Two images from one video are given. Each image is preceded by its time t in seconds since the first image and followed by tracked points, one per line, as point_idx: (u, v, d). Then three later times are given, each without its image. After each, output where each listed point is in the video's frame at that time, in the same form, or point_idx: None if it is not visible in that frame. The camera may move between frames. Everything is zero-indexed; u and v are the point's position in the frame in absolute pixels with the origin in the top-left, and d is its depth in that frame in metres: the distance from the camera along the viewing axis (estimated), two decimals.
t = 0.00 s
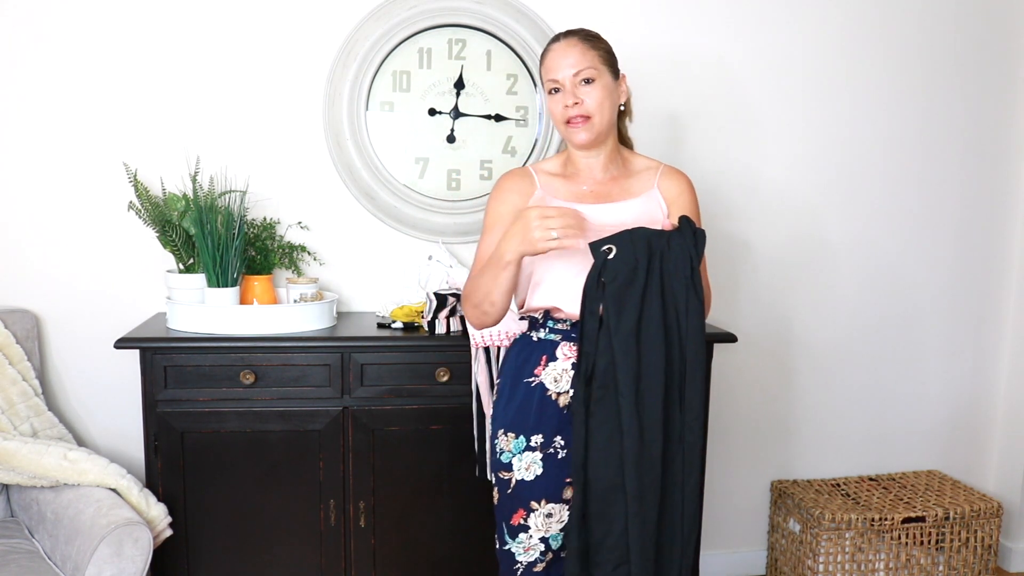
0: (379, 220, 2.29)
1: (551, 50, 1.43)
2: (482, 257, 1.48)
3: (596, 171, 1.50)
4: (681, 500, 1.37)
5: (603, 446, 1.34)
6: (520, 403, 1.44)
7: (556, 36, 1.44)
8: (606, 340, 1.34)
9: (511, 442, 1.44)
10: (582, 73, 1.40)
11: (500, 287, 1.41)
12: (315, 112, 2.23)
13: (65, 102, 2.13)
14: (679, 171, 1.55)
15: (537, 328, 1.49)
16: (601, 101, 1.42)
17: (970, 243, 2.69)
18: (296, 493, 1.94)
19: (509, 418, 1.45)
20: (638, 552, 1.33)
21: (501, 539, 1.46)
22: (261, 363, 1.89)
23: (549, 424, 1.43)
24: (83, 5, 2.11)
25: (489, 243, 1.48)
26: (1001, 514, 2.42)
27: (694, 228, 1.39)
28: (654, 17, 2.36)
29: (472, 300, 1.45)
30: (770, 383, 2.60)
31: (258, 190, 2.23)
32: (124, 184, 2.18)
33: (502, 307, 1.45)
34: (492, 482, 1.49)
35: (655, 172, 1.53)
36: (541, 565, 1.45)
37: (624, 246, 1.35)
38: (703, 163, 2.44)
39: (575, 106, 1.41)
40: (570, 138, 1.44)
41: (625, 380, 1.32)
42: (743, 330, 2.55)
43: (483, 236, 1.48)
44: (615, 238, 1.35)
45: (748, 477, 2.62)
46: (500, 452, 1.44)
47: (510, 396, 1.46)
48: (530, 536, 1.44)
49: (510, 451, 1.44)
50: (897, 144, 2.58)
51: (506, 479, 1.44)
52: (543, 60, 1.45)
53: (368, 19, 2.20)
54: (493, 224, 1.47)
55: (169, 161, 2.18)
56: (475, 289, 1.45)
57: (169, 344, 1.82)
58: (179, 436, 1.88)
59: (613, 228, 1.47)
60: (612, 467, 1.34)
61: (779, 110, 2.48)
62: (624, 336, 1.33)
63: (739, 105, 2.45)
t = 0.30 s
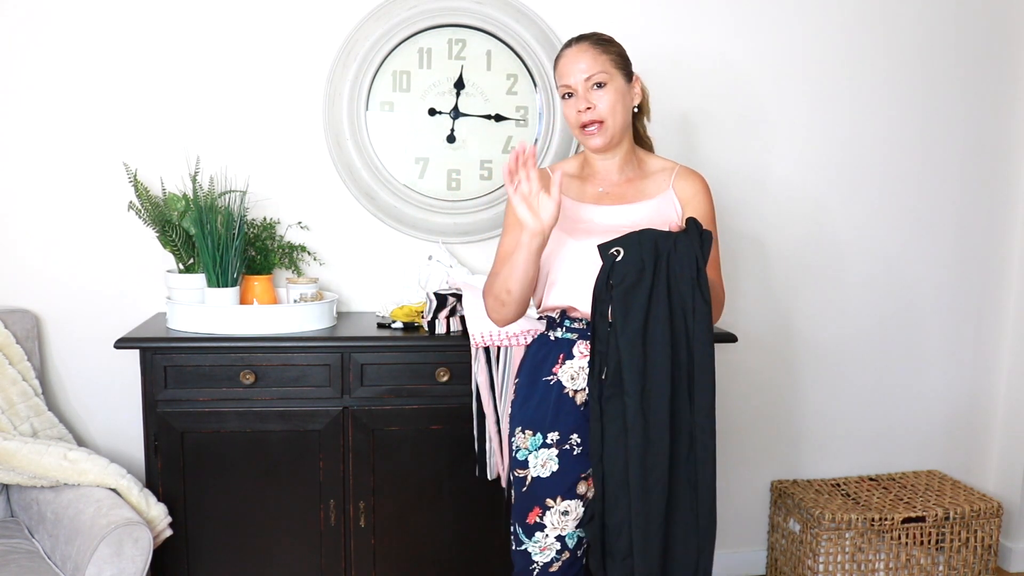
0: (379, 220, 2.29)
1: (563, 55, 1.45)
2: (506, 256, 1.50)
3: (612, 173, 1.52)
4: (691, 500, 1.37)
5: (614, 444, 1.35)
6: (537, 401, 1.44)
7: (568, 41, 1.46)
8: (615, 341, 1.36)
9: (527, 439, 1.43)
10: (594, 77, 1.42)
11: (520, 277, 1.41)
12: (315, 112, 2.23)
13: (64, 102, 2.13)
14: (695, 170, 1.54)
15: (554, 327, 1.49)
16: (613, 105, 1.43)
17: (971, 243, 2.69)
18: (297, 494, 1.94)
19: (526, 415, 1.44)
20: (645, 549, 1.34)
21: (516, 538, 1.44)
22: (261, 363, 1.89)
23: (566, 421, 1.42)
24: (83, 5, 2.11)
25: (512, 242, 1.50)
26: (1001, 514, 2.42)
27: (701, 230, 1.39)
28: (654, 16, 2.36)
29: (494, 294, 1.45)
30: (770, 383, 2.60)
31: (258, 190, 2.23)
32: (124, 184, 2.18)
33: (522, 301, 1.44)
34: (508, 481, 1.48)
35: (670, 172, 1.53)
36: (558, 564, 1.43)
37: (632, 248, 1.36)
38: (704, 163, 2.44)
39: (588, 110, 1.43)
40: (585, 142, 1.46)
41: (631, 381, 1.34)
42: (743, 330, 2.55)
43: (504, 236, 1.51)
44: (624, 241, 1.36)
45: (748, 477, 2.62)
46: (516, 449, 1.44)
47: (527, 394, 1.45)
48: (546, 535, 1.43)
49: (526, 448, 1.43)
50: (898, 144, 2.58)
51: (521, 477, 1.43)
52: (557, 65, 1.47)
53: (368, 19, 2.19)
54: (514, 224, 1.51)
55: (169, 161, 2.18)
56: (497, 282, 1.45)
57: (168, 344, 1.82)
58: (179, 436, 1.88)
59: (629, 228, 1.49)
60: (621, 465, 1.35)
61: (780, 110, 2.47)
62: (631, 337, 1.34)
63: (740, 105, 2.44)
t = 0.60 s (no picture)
0: (379, 220, 2.29)
1: (571, 56, 1.44)
2: (514, 272, 1.51)
3: (613, 175, 1.49)
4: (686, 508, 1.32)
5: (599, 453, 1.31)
6: (540, 399, 1.45)
7: (577, 42, 1.46)
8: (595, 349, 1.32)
9: (530, 437, 1.44)
10: (603, 78, 1.41)
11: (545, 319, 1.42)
12: (315, 112, 2.23)
13: (64, 102, 2.13)
14: (697, 172, 1.51)
15: (557, 326, 1.49)
16: (620, 107, 1.42)
17: (971, 244, 2.69)
18: (297, 494, 1.94)
19: (529, 413, 1.44)
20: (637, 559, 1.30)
21: (518, 536, 1.45)
22: (261, 363, 1.89)
23: (567, 418, 1.42)
24: (83, 5, 2.11)
25: (518, 254, 1.51)
26: (1001, 514, 2.42)
27: (678, 235, 1.33)
28: (654, 17, 2.36)
29: (513, 324, 1.45)
30: (770, 383, 2.60)
31: (258, 190, 2.23)
32: (124, 184, 2.18)
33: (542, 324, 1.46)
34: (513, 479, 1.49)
35: (671, 174, 1.50)
36: (559, 563, 1.43)
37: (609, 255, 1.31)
38: (704, 163, 2.44)
39: (596, 112, 1.42)
40: (589, 142, 1.44)
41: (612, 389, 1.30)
42: (743, 330, 2.55)
43: (511, 248, 1.52)
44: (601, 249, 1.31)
45: (748, 477, 2.62)
46: (519, 447, 1.44)
47: (531, 392, 1.46)
48: (548, 533, 1.43)
49: (529, 445, 1.43)
50: (898, 144, 2.58)
51: (524, 474, 1.44)
52: (563, 66, 1.46)
53: (368, 19, 2.19)
54: (520, 235, 1.51)
55: (169, 161, 2.18)
56: (516, 311, 1.44)
57: (168, 344, 1.82)
58: (179, 436, 1.88)
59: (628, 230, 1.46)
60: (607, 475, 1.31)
61: (780, 110, 2.48)
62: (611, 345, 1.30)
63: (740, 105, 2.45)
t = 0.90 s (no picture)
0: (379, 220, 2.29)
1: (567, 61, 1.42)
2: (505, 262, 1.47)
3: (609, 174, 1.49)
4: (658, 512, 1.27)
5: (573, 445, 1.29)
6: (530, 397, 1.44)
7: (572, 47, 1.43)
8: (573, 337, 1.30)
9: (520, 435, 1.44)
10: (601, 86, 1.40)
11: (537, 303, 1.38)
12: (315, 111, 2.23)
13: (65, 103, 2.13)
14: (689, 172, 1.53)
15: (549, 323, 1.48)
16: (618, 113, 1.41)
17: (971, 243, 2.69)
18: (297, 495, 1.95)
19: (519, 411, 1.44)
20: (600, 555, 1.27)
21: (508, 533, 1.44)
22: (261, 363, 1.89)
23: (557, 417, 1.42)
24: (83, 6, 2.11)
25: (510, 244, 1.47)
26: (1001, 514, 2.42)
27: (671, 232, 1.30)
28: (654, 16, 2.36)
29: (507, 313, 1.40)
30: (770, 383, 2.60)
31: (258, 190, 2.23)
32: (124, 184, 2.18)
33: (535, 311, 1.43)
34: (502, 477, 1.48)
35: (665, 173, 1.52)
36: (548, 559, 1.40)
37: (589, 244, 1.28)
38: (704, 164, 2.44)
39: (594, 120, 1.41)
40: (587, 147, 1.44)
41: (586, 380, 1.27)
42: (743, 330, 2.55)
43: (502, 239, 1.48)
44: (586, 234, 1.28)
45: (748, 477, 2.62)
46: (509, 445, 1.44)
47: (521, 390, 1.45)
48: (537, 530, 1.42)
49: (519, 444, 1.43)
50: (898, 143, 2.58)
51: (513, 473, 1.43)
52: (559, 71, 1.44)
53: (368, 19, 2.19)
54: (513, 226, 1.47)
55: (169, 161, 2.18)
56: (509, 298, 1.40)
57: (168, 344, 1.82)
58: (179, 436, 1.88)
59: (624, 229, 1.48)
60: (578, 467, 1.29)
61: (780, 110, 2.48)
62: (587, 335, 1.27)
63: (740, 105, 2.44)
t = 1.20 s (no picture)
0: (380, 220, 2.29)
1: (567, 56, 1.42)
2: (493, 257, 1.46)
3: (600, 173, 1.47)
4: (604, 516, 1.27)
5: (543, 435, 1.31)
6: (519, 398, 1.42)
7: (572, 42, 1.43)
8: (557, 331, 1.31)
9: (509, 436, 1.42)
10: (599, 82, 1.39)
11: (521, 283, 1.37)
12: (315, 111, 2.23)
13: (65, 103, 2.13)
14: (681, 173, 1.52)
15: (538, 323, 1.46)
16: (614, 110, 1.41)
17: (971, 243, 2.69)
18: (296, 495, 1.94)
19: (508, 412, 1.42)
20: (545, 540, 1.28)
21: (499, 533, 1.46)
22: (261, 363, 1.89)
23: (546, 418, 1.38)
24: (83, 6, 2.11)
25: (499, 240, 1.46)
26: (1001, 514, 2.42)
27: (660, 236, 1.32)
28: (654, 17, 2.36)
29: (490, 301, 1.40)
30: (769, 383, 2.60)
31: (258, 190, 2.23)
32: (124, 184, 2.18)
33: (523, 301, 1.42)
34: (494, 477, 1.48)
35: (657, 173, 1.50)
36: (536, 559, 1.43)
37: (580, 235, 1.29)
38: (704, 164, 2.44)
39: (591, 115, 1.40)
40: (582, 144, 1.42)
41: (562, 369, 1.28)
42: (743, 330, 2.55)
43: (491, 235, 1.47)
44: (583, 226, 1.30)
45: (748, 477, 2.62)
46: (499, 446, 1.43)
47: (509, 391, 1.43)
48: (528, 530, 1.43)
49: (508, 445, 1.42)
50: (897, 143, 2.58)
51: (504, 474, 1.42)
52: (557, 66, 1.44)
53: (368, 19, 2.19)
54: (503, 223, 1.47)
55: (169, 161, 2.18)
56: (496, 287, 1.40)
57: (168, 344, 1.82)
58: (179, 436, 1.88)
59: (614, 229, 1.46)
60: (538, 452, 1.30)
61: (779, 110, 2.48)
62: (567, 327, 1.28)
63: (739, 105, 2.45)
